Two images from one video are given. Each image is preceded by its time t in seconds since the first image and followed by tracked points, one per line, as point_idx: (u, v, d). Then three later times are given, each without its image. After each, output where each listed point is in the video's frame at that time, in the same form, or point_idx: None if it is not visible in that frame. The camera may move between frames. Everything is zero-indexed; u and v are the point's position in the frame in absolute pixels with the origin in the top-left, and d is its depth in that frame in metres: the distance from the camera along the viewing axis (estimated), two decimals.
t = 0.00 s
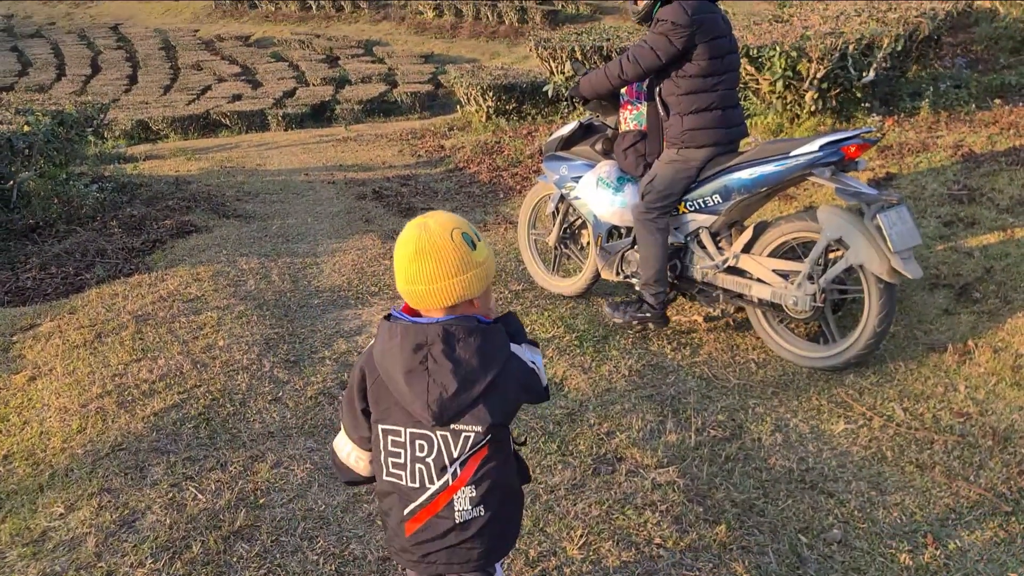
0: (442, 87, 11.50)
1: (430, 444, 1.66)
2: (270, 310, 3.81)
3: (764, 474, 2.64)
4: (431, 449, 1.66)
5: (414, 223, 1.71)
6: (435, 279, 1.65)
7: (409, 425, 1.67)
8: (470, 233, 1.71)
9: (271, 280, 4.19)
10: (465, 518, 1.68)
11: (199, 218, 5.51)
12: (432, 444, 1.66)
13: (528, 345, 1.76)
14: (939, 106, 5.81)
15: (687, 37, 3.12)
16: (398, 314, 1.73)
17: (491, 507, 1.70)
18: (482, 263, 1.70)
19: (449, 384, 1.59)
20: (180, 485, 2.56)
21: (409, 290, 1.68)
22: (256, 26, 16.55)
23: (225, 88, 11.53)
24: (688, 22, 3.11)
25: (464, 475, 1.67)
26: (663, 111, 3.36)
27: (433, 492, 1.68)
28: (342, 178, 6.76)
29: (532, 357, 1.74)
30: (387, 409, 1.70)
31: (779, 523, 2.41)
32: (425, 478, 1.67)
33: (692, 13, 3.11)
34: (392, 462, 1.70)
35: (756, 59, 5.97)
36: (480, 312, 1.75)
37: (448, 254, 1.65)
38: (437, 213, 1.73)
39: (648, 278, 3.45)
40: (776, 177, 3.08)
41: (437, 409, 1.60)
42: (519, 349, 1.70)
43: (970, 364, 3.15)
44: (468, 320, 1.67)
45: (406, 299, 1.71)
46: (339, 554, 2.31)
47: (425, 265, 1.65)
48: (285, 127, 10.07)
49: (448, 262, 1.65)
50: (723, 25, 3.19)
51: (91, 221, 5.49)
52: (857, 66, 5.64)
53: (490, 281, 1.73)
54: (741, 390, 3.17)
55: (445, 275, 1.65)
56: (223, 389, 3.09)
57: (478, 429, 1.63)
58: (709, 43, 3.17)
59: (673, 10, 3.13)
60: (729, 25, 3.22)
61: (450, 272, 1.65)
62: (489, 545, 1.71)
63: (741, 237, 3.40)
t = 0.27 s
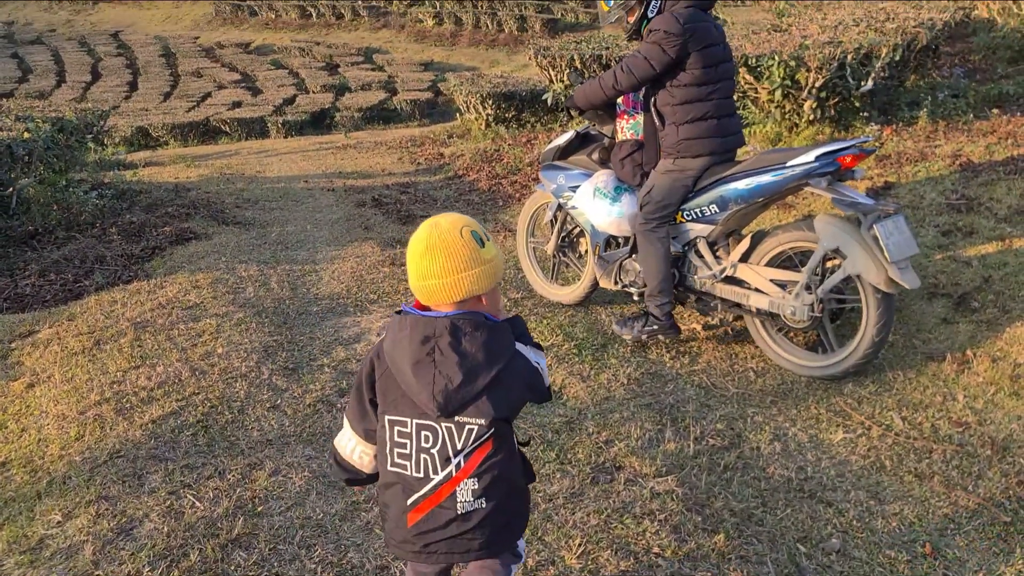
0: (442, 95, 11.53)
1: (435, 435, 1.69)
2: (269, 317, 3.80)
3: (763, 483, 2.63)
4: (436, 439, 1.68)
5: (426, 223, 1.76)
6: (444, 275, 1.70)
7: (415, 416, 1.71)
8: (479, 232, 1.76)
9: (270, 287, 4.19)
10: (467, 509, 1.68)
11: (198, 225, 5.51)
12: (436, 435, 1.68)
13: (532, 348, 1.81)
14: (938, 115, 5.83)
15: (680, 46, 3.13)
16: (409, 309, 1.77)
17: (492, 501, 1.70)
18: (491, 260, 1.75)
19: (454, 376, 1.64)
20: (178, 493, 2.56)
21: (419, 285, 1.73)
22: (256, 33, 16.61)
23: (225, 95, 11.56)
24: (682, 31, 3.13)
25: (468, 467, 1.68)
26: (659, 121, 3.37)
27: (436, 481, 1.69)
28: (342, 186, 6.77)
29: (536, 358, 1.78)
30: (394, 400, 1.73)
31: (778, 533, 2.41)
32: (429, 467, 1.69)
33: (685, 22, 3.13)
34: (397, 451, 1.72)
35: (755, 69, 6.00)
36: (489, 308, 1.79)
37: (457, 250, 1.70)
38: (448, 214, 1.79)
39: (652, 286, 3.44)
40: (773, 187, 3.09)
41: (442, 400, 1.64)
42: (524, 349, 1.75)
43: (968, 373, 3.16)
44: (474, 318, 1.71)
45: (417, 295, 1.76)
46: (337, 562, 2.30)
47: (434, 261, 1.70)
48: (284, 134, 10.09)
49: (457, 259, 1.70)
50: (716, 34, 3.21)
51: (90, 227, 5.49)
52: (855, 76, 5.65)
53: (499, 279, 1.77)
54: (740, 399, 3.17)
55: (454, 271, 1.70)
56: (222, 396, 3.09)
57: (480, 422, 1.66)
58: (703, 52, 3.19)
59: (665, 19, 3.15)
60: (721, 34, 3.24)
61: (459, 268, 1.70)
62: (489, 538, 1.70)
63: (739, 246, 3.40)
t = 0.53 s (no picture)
0: (440, 100, 11.56)
1: (464, 435, 1.73)
2: (267, 323, 3.80)
3: (759, 490, 2.64)
4: (466, 439, 1.73)
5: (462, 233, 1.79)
6: (479, 282, 1.72)
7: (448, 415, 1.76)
8: (513, 240, 1.78)
9: (267, 292, 4.19)
10: (493, 506, 1.75)
11: (196, 230, 5.51)
12: (467, 436, 1.73)
13: (566, 353, 1.82)
14: (935, 123, 5.85)
15: (670, 53, 3.12)
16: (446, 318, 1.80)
17: (518, 500, 1.75)
18: (526, 268, 1.76)
19: (484, 381, 1.67)
20: (174, 498, 2.55)
21: (457, 294, 1.75)
22: (255, 38, 16.63)
23: (224, 100, 11.57)
24: (672, 39, 3.11)
25: (495, 467, 1.73)
26: (651, 130, 3.36)
27: (465, 477, 1.75)
28: (340, 191, 6.78)
29: (569, 365, 1.80)
30: (429, 399, 1.79)
31: (774, 540, 2.41)
32: (459, 464, 1.75)
33: (675, 30, 3.11)
34: (431, 446, 1.79)
35: (753, 76, 5.96)
36: (524, 316, 1.80)
37: (494, 257, 1.72)
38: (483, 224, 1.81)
39: (643, 296, 3.42)
40: (766, 198, 3.08)
41: (470, 405, 1.68)
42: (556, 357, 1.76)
43: (965, 380, 3.16)
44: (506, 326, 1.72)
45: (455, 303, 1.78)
46: (333, 568, 2.30)
47: (470, 267, 1.73)
48: (283, 139, 10.10)
49: (493, 266, 1.72)
50: (707, 41, 3.20)
51: (88, 232, 5.49)
52: (852, 83, 5.68)
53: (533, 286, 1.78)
54: (737, 405, 3.18)
55: (491, 279, 1.72)
56: (219, 401, 3.08)
57: (508, 427, 1.70)
58: (694, 60, 3.17)
59: (655, 28, 3.13)
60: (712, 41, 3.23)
61: (495, 275, 1.72)
62: (515, 535, 1.77)
63: (734, 255, 3.40)
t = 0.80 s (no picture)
0: (439, 104, 11.57)
1: (483, 415, 1.85)
2: (265, 326, 3.80)
3: (757, 493, 2.64)
4: (484, 418, 1.85)
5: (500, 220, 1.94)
6: (514, 267, 1.86)
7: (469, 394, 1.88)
8: (545, 231, 1.92)
9: (265, 296, 4.19)
10: (505, 487, 1.86)
11: (194, 233, 5.51)
12: (485, 415, 1.85)
13: (587, 347, 1.92)
14: (932, 127, 5.87)
15: (654, 58, 3.11)
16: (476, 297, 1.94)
17: (529, 485, 1.86)
18: (555, 259, 1.90)
19: (506, 363, 1.79)
20: (171, 501, 2.55)
21: (488, 274, 1.89)
22: (254, 41, 16.65)
23: (222, 104, 11.57)
24: (656, 44, 3.11)
25: (509, 449, 1.84)
26: (637, 137, 3.36)
27: (480, 457, 1.88)
28: (338, 194, 6.78)
29: (589, 358, 1.90)
30: (453, 377, 1.91)
31: (772, 543, 2.41)
32: (476, 444, 1.88)
33: (659, 34, 3.11)
34: (452, 423, 1.91)
35: (750, 79, 6.04)
36: (548, 303, 1.94)
37: (527, 245, 1.86)
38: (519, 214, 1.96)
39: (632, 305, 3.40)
40: (756, 206, 3.08)
41: (491, 383, 1.80)
42: (576, 348, 1.87)
43: (963, 383, 3.17)
44: (532, 315, 1.84)
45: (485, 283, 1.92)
46: (330, 571, 2.30)
47: (505, 253, 1.87)
48: (281, 143, 10.11)
49: (525, 253, 1.86)
50: (692, 45, 3.19)
51: (85, 235, 5.49)
52: (849, 87, 5.68)
53: (560, 277, 1.92)
54: (735, 408, 3.18)
55: (521, 264, 1.86)
56: (217, 404, 3.08)
57: (524, 410, 1.81)
58: (679, 64, 3.17)
59: (639, 33, 3.13)
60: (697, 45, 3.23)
61: (526, 261, 1.86)
62: (524, 517, 1.88)
63: (727, 262, 3.41)
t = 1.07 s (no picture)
0: (437, 108, 11.58)
1: (473, 394, 1.99)
2: (263, 329, 3.79)
3: (757, 498, 2.64)
4: (473, 398, 1.99)
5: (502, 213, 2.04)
6: (510, 256, 1.96)
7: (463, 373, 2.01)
8: (545, 225, 2.01)
9: (264, 299, 4.18)
10: (490, 465, 1.98)
11: (193, 236, 5.50)
12: (474, 395, 1.99)
13: (583, 340, 1.96)
14: (930, 131, 5.89)
15: (636, 67, 3.09)
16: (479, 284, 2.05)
17: (513, 465, 1.96)
18: (553, 250, 2.00)
19: (492, 345, 1.92)
20: (170, 505, 2.54)
21: (491, 263, 2.00)
22: (252, 45, 16.66)
23: (220, 107, 11.57)
24: (637, 52, 3.08)
25: (495, 428, 1.96)
26: (626, 144, 3.35)
27: (469, 435, 2.01)
28: (337, 198, 6.78)
29: (582, 351, 1.93)
30: (449, 358, 2.05)
31: (771, 547, 2.41)
32: (467, 421, 2.01)
33: (641, 42, 3.08)
34: (445, 403, 2.06)
35: (750, 84, 6.04)
36: (543, 294, 2.03)
37: (526, 237, 1.97)
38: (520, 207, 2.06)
39: (627, 312, 3.41)
40: (749, 211, 3.09)
41: (480, 362, 1.93)
42: (564, 338, 1.91)
43: (961, 387, 3.17)
44: (520, 302, 1.92)
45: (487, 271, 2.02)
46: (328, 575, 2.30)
47: (503, 242, 1.98)
48: (279, 146, 10.11)
49: (525, 244, 1.96)
50: (677, 49, 3.15)
51: (83, 238, 5.48)
52: (848, 92, 5.72)
53: (556, 267, 2.02)
54: (733, 412, 3.18)
55: (520, 254, 1.96)
56: (215, 408, 3.08)
57: (509, 391, 1.92)
58: (663, 70, 3.14)
59: (621, 42, 3.10)
60: (682, 47, 3.18)
61: (525, 252, 1.96)
62: (509, 496, 1.99)
63: (722, 267, 3.41)
